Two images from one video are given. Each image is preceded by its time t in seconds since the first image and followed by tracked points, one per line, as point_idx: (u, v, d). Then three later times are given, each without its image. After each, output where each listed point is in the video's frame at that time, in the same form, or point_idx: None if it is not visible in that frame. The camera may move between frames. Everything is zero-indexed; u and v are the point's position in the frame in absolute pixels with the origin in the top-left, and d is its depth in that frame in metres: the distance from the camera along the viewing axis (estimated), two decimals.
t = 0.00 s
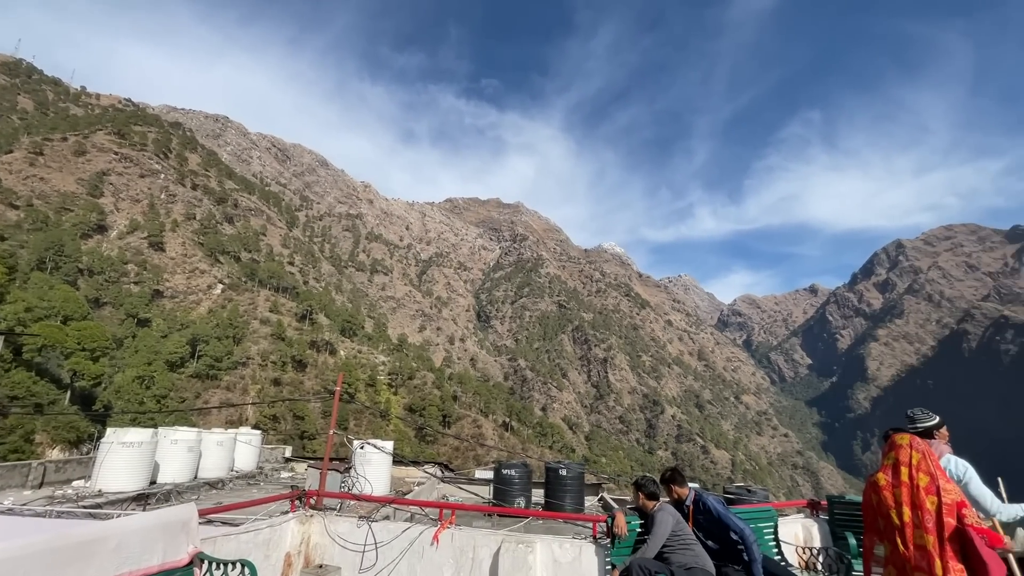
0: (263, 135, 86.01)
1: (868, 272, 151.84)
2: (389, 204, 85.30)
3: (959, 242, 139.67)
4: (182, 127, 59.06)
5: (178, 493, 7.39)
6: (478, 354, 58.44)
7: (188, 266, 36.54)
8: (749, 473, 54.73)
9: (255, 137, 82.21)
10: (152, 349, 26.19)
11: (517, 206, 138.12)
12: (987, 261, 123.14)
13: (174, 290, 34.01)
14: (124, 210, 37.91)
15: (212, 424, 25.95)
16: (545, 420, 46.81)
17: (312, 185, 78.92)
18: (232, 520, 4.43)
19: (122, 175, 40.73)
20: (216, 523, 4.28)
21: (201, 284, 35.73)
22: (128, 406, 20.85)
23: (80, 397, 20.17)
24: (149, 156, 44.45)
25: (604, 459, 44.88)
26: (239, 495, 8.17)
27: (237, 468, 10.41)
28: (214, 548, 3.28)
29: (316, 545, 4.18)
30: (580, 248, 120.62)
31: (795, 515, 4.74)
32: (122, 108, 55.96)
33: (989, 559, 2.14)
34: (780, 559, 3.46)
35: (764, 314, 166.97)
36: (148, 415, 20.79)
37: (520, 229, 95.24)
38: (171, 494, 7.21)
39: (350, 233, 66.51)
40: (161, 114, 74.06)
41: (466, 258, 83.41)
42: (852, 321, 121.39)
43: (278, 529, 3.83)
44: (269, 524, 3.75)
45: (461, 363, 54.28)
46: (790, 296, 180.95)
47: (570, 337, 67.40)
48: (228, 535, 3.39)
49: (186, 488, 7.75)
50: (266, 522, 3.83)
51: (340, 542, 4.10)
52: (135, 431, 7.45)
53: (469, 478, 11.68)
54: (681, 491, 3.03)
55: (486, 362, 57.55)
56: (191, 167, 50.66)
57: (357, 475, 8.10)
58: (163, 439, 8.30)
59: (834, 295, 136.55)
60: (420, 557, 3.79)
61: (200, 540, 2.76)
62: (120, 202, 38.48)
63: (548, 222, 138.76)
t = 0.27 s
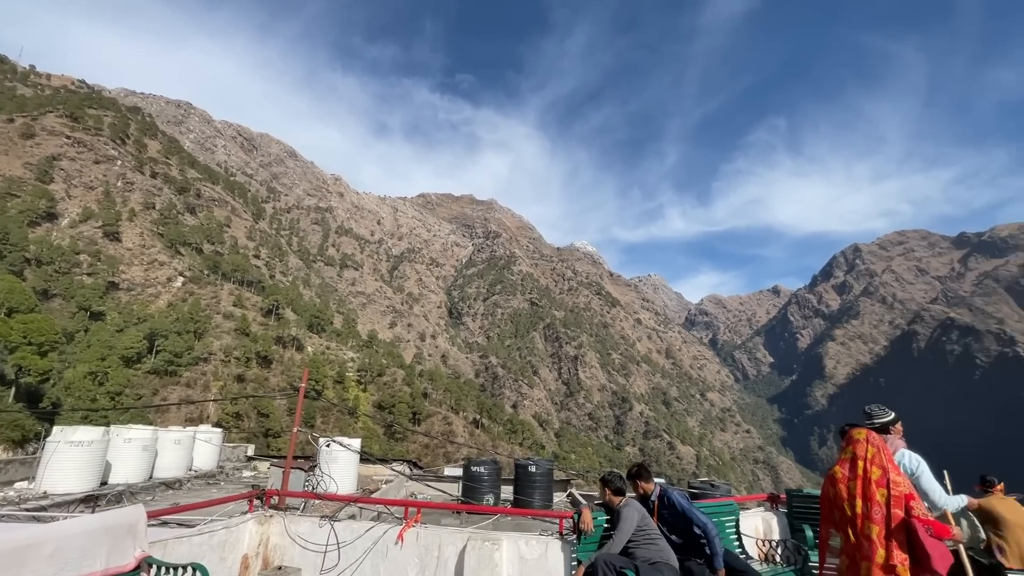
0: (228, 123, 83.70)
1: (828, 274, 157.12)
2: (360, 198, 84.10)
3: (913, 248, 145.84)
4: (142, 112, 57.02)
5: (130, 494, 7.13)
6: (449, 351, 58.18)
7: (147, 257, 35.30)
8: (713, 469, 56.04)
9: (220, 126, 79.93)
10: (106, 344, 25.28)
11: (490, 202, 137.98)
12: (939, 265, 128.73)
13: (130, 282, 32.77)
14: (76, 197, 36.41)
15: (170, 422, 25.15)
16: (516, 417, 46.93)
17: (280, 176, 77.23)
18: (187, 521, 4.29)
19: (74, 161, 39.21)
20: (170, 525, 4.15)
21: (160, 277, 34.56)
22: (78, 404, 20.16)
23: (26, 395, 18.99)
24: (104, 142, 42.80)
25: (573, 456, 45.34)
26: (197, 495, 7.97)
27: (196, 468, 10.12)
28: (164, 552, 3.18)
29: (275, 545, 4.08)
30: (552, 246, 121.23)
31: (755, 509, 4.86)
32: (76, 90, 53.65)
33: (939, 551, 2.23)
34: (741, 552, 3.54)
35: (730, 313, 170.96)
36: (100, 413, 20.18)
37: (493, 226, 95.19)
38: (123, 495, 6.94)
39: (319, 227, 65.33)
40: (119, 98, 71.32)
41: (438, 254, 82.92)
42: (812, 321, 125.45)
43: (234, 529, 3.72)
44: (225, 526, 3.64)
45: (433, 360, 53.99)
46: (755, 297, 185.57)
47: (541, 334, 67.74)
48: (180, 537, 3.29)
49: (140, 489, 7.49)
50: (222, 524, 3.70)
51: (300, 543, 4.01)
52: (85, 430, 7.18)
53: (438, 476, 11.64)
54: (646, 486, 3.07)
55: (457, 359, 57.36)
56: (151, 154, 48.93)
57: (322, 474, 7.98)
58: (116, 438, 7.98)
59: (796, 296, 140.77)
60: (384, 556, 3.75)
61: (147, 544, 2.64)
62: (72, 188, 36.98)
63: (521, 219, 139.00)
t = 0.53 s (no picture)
0: (183, 107, 80.46)
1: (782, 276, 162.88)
2: (323, 189, 82.28)
3: (860, 252, 152.78)
4: (87, 91, 54.21)
5: (65, 496, 6.79)
6: (413, 346, 57.60)
7: (90, 245, 33.62)
8: (671, 463, 57.36)
9: (174, 109, 76.81)
10: (42, 338, 24.19)
11: (457, 198, 137.16)
12: (885, 270, 135.27)
13: (71, 271, 31.09)
14: (11, 180, 34.49)
15: (114, 420, 24.01)
16: (480, 414, 46.84)
17: (238, 164, 74.80)
18: (128, 524, 4.12)
19: (9, 140, 37.31)
20: (108, 529, 3.98)
21: (104, 266, 32.98)
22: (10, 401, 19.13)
23: None
24: (43, 121, 40.62)
25: (535, 452, 45.61)
26: (140, 497, 7.69)
27: (140, 467, 9.71)
28: (95, 558, 3.11)
29: (219, 549, 3.94)
30: (518, 243, 121.43)
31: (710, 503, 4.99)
32: (14, 65, 50.60)
33: (881, 540, 2.33)
34: (695, 546, 3.63)
35: (690, 312, 175.12)
36: (34, 410, 19.26)
37: (460, 222, 94.75)
38: (57, 498, 6.61)
39: (279, 218, 63.58)
40: (63, 76, 67.70)
41: (404, 248, 81.95)
42: (766, 321, 129.88)
43: (175, 533, 3.60)
44: (165, 529, 3.54)
45: (396, 356, 53.37)
46: (714, 298, 190.45)
47: (507, 331, 67.84)
48: (112, 544, 3.23)
49: (77, 491, 7.16)
50: (162, 527, 3.59)
51: (248, 545, 3.91)
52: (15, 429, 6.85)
53: (398, 474, 11.57)
54: (604, 482, 3.12)
55: (421, 355, 56.85)
56: (96, 136, 46.60)
57: (275, 472, 7.79)
58: (51, 436, 7.58)
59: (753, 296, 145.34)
60: (337, 557, 3.69)
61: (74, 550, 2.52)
62: (7, 170, 35.01)
63: (487, 215, 138.74)
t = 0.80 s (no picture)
0: (131, 88, 76.70)
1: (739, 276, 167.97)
2: (282, 179, 80.01)
3: (812, 256, 159.12)
4: (23, 66, 50.99)
5: None
6: (375, 342, 56.75)
7: (24, 230, 31.69)
8: (629, 458, 58.43)
9: (121, 89, 73.16)
10: None
11: (423, 192, 135.74)
12: (834, 274, 141.37)
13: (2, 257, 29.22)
14: None
15: (49, 416, 22.68)
16: (442, 411, 46.54)
17: (190, 149, 71.89)
18: (56, 529, 3.92)
19: None
20: (33, 534, 3.78)
21: (41, 253, 31.18)
22: None
23: None
24: None
25: (497, 448, 45.68)
26: (75, 499, 7.34)
27: (75, 469, 9.23)
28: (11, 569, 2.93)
29: (155, 555, 3.76)
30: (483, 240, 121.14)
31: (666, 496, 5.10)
32: None
33: (827, 532, 2.42)
34: (650, 542, 3.69)
35: (651, 311, 178.64)
36: None
37: (425, 217, 93.82)
38: None
39: (234, 207, 61.45)
40: None
41: (367, 242, 80.59)
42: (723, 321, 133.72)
43: (105, 539, 3.45)
44: (92, 536, 3.37)
45: (357, 351, 52.47)
46: (674, 298, 194.72)
47: (470, 327, 67.69)
48: (31, 552, 3.04)
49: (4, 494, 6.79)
50: (90, 533, 3.42)
51: (186, 551, 3.76)
52: None
53: (355, 472, 11.43)
54: (562, 479, 3.15)
55: (383, 351, 56.05)
56: (33, 114, 43.94)
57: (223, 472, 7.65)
58: None
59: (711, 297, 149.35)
60: (284, 560, 3.60)
61: None
62: None
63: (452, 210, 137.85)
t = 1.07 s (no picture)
0: (83, 68, 73.22)
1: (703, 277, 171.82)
2: (245, 169, 77.77)
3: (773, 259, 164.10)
4: None
5: None
6: (341, 338, 55.81)
7: None
8: (595, 455, 59.15)
9: (71, 70, 69.83)
10: None
11: (392, 186, 134.08)
12: (793, 276, 146.17)
13: None
14: None
15: None
16: (409, 408, 46.15)
17: (146, 134, 69.14)
18: None
19: None
20: None
21: None
22: None
23: None
24: None
25: (465, 445, 45.61)
26: (11, 502, 7.00)
27: (11, 468, 8.82)
28: None
29: (92, 562, 3.60)
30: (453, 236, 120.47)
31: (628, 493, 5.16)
32: None
33: (783, 528, 2.49)
34: (610, 539, 3.74)
35: (618, 310, 181.17)
36: None
37: (394, 212, 92.70)
38: None
39: (193, 196, 59.39)
40: None
41: (334, 236, 79.17)
42: (687, 320, 136.59)
43: (40, 545, 3.28)
44: (24, 543, 3.20)
45: (322, 348, 51.54)
46: (641, 297, 197.73)
47: (439, 324, 67.34)
48: None
49: None
50: (20, 540, 3.24)
51: (127, 556, 3.62)
52: None
53: (317, 471, 11.22)
54: (526, 477, 3.15)
55: (349, 347, 55.17)
56: None
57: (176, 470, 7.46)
58: None
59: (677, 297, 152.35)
60: (236, 564, 3.50)
61: None
62: None
63: (422, 205, 136.68)
